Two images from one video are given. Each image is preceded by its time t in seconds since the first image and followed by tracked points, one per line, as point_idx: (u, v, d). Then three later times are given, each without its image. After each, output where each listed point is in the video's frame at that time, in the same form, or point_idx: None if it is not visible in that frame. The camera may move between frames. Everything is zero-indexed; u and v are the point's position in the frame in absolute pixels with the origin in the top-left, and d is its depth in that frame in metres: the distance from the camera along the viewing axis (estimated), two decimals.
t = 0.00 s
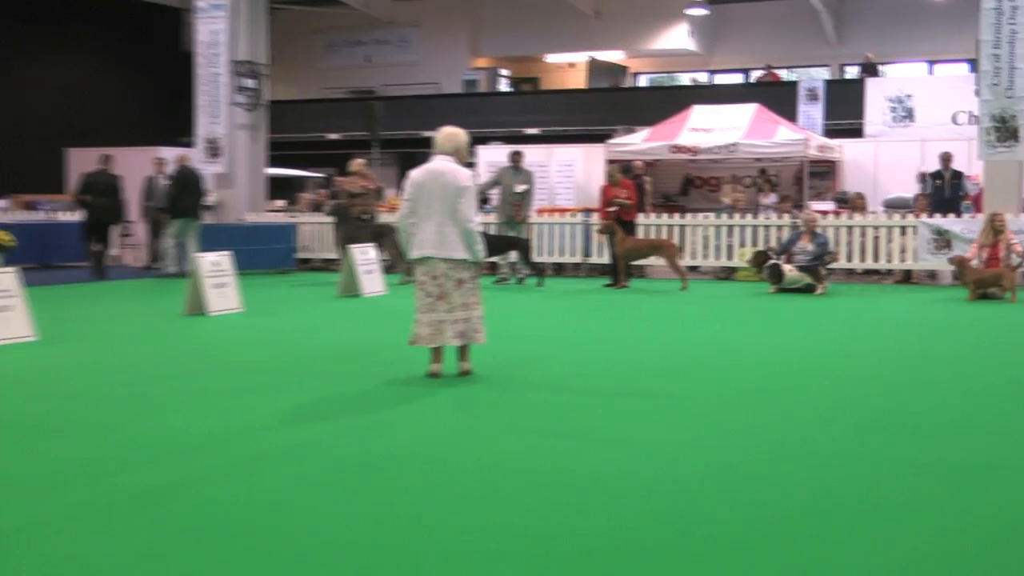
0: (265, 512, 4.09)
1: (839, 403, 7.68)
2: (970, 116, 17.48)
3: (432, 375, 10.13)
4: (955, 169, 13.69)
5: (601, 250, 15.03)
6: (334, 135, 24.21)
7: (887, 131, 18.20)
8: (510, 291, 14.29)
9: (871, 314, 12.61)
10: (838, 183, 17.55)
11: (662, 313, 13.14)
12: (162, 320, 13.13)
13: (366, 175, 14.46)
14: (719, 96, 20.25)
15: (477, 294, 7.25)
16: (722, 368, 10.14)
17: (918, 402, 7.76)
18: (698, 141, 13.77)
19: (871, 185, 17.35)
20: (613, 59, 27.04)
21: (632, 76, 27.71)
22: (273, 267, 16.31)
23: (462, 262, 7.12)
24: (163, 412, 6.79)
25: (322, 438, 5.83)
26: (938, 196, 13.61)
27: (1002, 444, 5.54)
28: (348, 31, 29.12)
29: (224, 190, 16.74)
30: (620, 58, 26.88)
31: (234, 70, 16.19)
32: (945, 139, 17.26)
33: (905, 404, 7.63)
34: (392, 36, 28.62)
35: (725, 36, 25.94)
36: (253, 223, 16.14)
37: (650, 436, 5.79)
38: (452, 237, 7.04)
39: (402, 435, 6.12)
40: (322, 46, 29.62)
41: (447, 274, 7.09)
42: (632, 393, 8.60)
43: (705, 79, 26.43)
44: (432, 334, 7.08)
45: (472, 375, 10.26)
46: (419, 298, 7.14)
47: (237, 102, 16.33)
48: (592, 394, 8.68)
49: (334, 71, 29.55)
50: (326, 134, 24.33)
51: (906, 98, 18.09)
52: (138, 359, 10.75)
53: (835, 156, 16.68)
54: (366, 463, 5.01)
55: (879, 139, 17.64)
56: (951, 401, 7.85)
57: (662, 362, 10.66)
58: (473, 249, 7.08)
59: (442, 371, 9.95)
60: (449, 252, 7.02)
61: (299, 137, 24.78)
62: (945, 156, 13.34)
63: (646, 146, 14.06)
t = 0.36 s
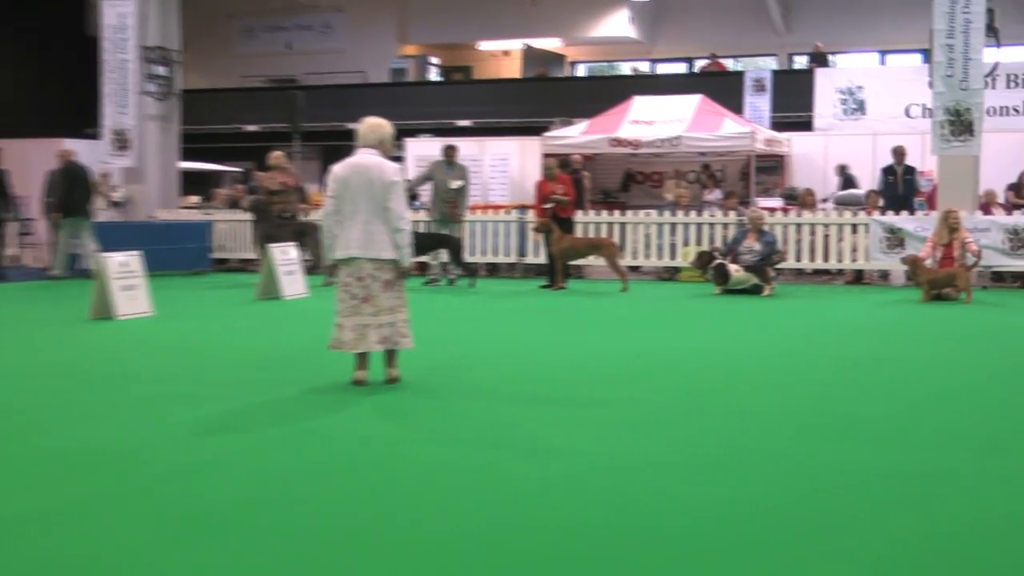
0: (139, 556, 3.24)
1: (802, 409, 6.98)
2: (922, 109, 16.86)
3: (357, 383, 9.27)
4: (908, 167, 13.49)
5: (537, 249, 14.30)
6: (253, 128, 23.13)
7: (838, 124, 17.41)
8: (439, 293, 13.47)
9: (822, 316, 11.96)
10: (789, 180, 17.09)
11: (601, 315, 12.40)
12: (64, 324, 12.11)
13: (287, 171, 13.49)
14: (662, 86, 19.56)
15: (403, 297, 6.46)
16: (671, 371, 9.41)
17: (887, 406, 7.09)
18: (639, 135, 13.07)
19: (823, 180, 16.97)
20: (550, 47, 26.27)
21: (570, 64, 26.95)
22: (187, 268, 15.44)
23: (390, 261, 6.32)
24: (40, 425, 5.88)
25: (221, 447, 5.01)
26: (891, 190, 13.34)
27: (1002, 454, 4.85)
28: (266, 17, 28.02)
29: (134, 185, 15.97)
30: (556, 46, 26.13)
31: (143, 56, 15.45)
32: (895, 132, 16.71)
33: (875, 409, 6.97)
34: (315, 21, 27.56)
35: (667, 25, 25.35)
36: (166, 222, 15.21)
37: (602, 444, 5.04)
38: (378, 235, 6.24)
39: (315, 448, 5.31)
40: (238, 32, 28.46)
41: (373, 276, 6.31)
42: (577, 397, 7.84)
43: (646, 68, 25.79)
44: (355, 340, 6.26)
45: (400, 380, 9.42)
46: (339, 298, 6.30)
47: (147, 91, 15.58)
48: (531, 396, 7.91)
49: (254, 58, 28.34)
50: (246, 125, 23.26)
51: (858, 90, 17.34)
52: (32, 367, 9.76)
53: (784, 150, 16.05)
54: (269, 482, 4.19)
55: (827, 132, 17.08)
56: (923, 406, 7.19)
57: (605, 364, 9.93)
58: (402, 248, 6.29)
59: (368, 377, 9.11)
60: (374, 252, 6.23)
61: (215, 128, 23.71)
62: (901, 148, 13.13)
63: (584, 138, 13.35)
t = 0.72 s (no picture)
0: None
1: (775, 419, 6.28)
2: (890, 99, 16.06)
3: (288, 391, 8.43)
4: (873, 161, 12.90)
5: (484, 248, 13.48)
6: (178, 117, 22.24)
7: (801, 116, 16.48)
8: (379, 294, 12.64)
9: (785, 317, 11.28)
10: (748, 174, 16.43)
11: (553, 317, 11.64)
12: None
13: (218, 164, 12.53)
14: (615, 75, 18.77)
15: (341, 296, 6.23)
16: (628, 375, 8.68)
17: (866, 418, 6.39)
18: (591, 125, 12.45)
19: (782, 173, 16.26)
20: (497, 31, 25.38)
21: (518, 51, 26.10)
22: (106, 268, 14.46)
23: (327, 259, 6.09)
24: None
25: (103, 498, 4.20)
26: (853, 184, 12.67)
27: (1021, 507, 4.15)
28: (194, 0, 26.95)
29: (48, 178, 15.33)
30: (503, 32, 25.35)
31: (59, 40, 15.28)
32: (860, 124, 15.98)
33: (854, 421, 6.28)
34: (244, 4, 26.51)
35: (618, 11, 24.64)
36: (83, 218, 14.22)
37: (555, 497, 4.26)
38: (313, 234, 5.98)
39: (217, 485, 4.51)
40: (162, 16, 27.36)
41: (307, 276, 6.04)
42: (524, 403, 7.08)
43: (598, 55, 25.08)
44: (291, 342, 6.03)
45: (336, 389, 8.61)
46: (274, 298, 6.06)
47: (64, 77, 15.38)
48: (473, 402, 7.14)
49: (182, 41, 27.20)
50: (169, 115, 22.32)
51: (821, 79, 16.40)
52: None
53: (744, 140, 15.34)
54: (157, 562, 3.38)
55: (789, 125, 16.35)
56: (906, 415, 6.52)
57: (558, 368, 9.18)
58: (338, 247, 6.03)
59: (300, 385, 8.29)
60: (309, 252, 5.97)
61: (135, 117, 22.66)
62: (864, 141, 12.50)
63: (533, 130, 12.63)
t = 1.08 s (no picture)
0: None
1: (770, 424, 5.57)
2: (873, 85, 15.40)
3: (234, 396, 7.60)
4: (848, 152, 12.65)
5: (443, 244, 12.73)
6: (112, 104, 21.29)
7: (780, 103, 15.82)
8: (332, 293, 11.85)
9: (765, 317, 10.59)
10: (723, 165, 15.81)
11: (518, 317, 10.89)
12: None
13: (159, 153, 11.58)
14: (581, 59, 17.94)
15: (289, 295, 5.76)
16: (602, 377, 7.95)
17: (871, 421, 5.70)
18: (558, 114, 11.95)
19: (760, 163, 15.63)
20: (457, 13, 24.58)
21: (479, 34, 25.15)
22: (36, 265, 13.57)
23: (275, 256, 5.62)
24: None
25: None
26: (835, 176, 12.43)
27: None
28: None
29: None
30: (464, 13, 24.53)
31: None
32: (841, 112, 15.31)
33: (859, 424, 5.57)
34: None
35: None
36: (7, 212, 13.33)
37: (550, 537, 3.48)
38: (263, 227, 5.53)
39: (120, 520, 3.72)
40: None
41: (256, 272, 5.57)
42: (488, 406, 6.33)
43: (564, 39, 24.32)
44: (237, 345, 5.55)
45: (285, 394, 7.82)
46: (217, 296, 5.56)
47: None
48: (431, 405, 6.38)
49: (120, 22, 26.17)
50: (103, 101, 21.37)
51: (800, 64, 15.72)
52: None
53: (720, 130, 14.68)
54: None
55: (767, 113, 15.69)
56: (914, 418, 5.83)
57: (527, 370, 8.43)
58: (288, 242, 5.61)
59: (245, 392, 7.48)
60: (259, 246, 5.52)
61: (67, 103, 21.60)
62: (840, 128, 12.35)
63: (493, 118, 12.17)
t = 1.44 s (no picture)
0: None
1: (785, 434, 4.86)
2: (868, 72, 14.82)
3: (185, 405, 6.80)
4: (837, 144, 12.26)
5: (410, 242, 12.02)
6: (53, 91, 20.43)
7: (768, 90, 15.19)
8: (291, 294, 11.07)
9: (755, 320, 9.90)
10: (709, 155, 15.19)
11: (491, 319, 10.16)
12: None
13: (102, 142, 10.76)
14: (557, 44, 17.24)
15: (249, 297, 5.23)
16: (586, 383, 7.23)
17: (899, 430, 5.01)
18: (533, 103, 12.13)
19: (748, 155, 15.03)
20: None
21: (448, 17, 24.21)
22: None
23: (228, 253, 5.09)
24: None
25: None
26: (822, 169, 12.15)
27: None
28: None
29: None
30: None
31: None
32: (834, 101, 14.69)
33: (886, 435, 4.87)
34: None
35: None
36: None
37: None
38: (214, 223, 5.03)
39: (1, 574, 2.92)
40: None
41: (208, 271, 5.06)
42: (463, 413, 5.59)
43: (538, 23, 23.56)
44: (187, 351, 5.04)
45: (239, 401, 7.04)
46: (166, 297, 5.07)
47: None
48: (396, 413, 5.64)
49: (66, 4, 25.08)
50: (43, 88, 20.49)
51: (791, 50, 15.12)
52: None
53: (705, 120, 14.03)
54: None
55: (756, 102, 15.09)
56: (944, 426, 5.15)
57: (503, 379, 7.68)
58: (243, 239, 5.10)
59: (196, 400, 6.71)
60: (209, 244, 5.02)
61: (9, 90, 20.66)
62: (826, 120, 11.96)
63: (467, 107, 12.16)
